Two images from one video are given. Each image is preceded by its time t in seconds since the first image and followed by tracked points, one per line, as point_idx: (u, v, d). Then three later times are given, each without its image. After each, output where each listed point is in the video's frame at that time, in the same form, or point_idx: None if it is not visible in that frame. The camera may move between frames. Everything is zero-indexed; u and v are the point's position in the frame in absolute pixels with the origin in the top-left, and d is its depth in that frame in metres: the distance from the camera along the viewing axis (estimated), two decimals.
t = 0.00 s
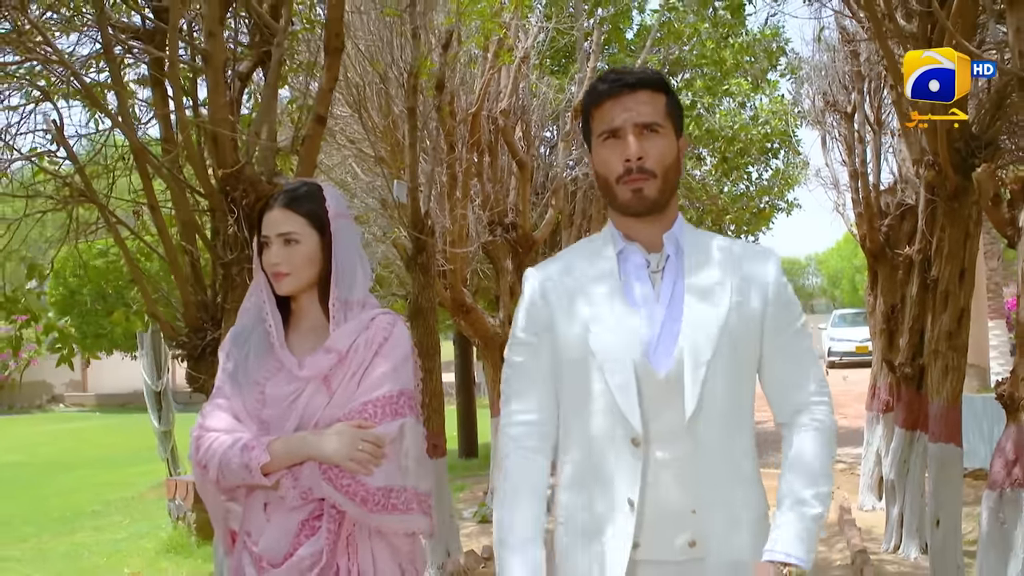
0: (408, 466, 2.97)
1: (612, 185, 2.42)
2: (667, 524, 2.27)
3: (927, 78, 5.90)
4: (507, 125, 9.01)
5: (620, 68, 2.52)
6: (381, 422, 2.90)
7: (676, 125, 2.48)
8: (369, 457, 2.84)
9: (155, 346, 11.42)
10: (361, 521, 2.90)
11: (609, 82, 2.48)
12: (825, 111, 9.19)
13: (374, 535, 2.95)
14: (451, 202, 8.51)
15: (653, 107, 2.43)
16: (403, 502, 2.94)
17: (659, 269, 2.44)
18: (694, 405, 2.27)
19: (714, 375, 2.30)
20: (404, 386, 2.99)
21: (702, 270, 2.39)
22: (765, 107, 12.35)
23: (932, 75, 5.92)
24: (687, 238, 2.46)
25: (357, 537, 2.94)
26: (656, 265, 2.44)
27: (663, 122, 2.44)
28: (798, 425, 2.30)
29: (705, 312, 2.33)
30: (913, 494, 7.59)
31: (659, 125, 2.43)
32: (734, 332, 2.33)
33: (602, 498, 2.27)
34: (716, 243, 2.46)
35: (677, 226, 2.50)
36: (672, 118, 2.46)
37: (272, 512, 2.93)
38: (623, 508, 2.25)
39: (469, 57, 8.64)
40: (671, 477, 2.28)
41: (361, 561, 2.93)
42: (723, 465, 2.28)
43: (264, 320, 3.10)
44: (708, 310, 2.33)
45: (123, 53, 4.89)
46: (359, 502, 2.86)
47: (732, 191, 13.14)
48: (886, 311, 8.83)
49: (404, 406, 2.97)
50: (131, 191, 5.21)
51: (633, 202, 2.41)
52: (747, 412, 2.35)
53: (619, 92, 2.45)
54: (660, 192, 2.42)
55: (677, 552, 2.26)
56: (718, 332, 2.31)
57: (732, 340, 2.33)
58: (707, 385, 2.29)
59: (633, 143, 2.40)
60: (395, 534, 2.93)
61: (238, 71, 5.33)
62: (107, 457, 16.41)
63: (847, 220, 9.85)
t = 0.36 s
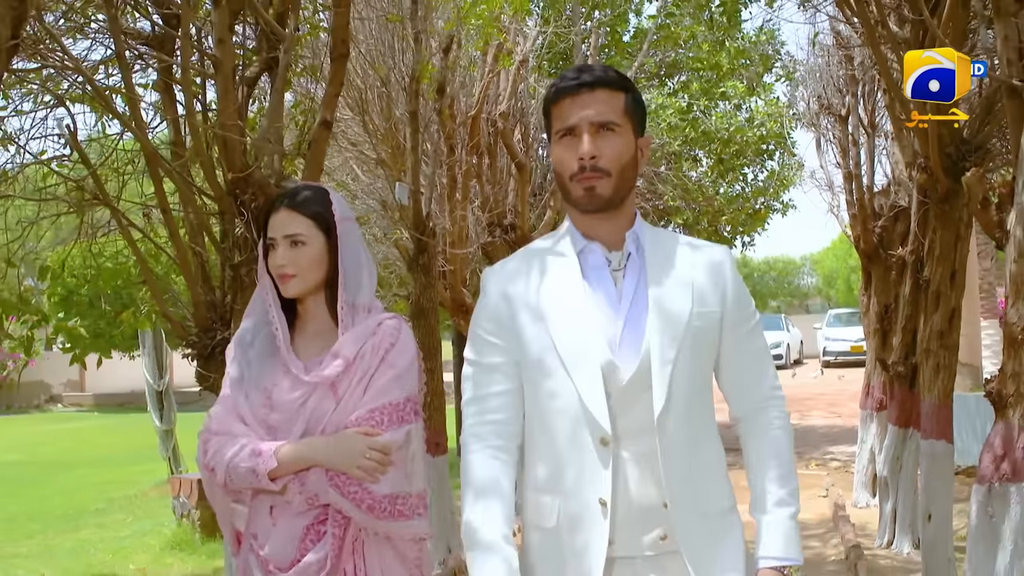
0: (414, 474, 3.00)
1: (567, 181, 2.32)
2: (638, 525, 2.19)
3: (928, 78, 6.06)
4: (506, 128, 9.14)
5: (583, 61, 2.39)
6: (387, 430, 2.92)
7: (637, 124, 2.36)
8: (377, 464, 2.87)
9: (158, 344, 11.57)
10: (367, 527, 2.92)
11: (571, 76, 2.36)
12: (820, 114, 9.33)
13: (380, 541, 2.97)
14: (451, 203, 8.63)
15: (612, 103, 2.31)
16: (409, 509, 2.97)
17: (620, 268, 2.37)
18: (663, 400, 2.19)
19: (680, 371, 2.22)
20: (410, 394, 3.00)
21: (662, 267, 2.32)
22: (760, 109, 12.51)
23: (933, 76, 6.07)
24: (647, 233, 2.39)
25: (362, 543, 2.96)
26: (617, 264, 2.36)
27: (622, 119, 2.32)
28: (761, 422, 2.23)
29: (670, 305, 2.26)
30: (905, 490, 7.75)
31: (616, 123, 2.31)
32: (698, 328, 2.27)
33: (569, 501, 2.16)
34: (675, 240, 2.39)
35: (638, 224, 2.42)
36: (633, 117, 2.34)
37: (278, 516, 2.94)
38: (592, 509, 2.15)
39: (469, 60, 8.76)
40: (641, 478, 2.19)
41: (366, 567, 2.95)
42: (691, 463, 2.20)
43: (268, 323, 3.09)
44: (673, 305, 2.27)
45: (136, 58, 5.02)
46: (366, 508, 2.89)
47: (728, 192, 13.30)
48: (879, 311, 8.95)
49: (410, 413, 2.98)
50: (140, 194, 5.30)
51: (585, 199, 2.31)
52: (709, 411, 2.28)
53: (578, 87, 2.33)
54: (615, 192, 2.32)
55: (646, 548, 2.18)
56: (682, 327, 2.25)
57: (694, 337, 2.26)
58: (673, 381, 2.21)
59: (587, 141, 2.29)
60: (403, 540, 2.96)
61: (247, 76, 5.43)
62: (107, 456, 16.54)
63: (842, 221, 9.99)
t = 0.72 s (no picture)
0: (429, 473, 3.01)
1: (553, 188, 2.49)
2: (637, 529, 2.37)
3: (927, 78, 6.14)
4: (499, 135, 9.26)
5: (582, 72, 2.57)
6: (403, 428, 2.92)
7: (630, 132, 2.50)
8: (393, 464, 2.87)
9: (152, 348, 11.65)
10: (381, 527, 2.92)
11: (567, 88, 2.53)
12: (808, 122, 9.50)
13: (396, 542, 2.98)
14: (445, 208, 8.74)
15: (599, 113, 2.48)
16: (426, 510, 2.98)
17: (620, 279, 2.52)
18: (662, 414, 2.34)
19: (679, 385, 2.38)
20: (425, 392, 3.00)
21: (663, 279, 2.47)
22: (749, 116, 12.66)
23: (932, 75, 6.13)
24: (650, 244, 2.54)
25: (376, 543, 2.95)
26: (616, 275, 2.52)
27: (609, 128, 2.47)
28: (765, 423, 2.42)
29: (668, 320, 2.41)
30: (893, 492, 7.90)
31: (603, 132, 2.47)
32: (697, 340, 2.41)
33: (570, 509, 2.37)
34: (677, 247, 2.54)
35: (640, 232, 2.58)
36: (624, 124, 2.49)
37: (289, 520, 2.92)
38: (591, 516, 2.34)
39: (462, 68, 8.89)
40: (641, 485, 2.37)
41: (382, 568, 2.94)
42: (690, 471, 2.37)
43: (276, 323, 3.09)
44: (672, 319, 2.41)
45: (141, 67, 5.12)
46: (381, 509, 2.89)
47: (717, 198, 13.45)
48: (867, 317, 9.10)
49: (425, 412, 2.99)
50: (144, 200, 5.41)
51: (572, 207, 2.49)
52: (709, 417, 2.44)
53: (571, 100, 2.52)
54: (599, 201, 2.48)
55: (645, 554, 2.37)
56: (681, 341, 2.40)
57: (693, 349, 2.41)
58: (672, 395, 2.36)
59: (572, 151, 2.46)
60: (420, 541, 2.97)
61: (247, 84, 5.56)
62: (100, 460, 16.62)
63: (829, 227, 10.14)
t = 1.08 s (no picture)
0: (438, 473, 2.90)
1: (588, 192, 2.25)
2: (649, 545, 2.10)
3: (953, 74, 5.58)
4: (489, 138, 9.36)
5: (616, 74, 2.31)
6: (412, 430, 2.81)
7: (671, 132, 2.24)
8: (403, 464, 2.76)
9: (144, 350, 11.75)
10: (390, 529, 2.82)
11: (605, 86, 2.29)
12: (794, 126, 9.65)
13: (405, 543, 2.87)
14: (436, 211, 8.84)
15: (637, 112, 2.23)
16: (435, 510, 2.87)
17: (652, 280, 2.24)
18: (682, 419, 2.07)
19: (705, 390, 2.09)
20: (433, 392, 2.89)
21: (697, 279, 2.18)
22: (735, 120, 12.80)
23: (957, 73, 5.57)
24: (688, 244, 2.24)
25: (385, 544, 2.85)
26: (647, 275, 2.24)
27: (646, 129, 2.22)
28: (801, 448, 2.10)
29: (696, 320, 2.13)
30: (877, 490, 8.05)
31: (638, 135, 2.21)
32: (730, 347, 2.12)
33: (581, 515, 2.09)
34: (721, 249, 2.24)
35: (680, 234, 2.27)
36: (665, 125, 2.23)
37: (295, 521, 2.81)
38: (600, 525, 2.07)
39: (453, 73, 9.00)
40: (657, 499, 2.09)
41: (391, 569, 2.84)
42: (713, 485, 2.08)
43: (282, 324, 2.96)
44: (701, 321, 2.13)
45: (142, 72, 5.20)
46: (391, 509, 2.79)
47: (703, 200, 13.62)
48: (853, 317, 9.23)
49: (433, 412, 2.87)
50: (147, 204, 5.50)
51: (605, 209, 2.24)
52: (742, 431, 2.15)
53: (607, 99, 2.26)
54: (632, 205, 2.22)
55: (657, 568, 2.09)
56: (711, 345, 2.11)
57: (727, 355, 2.12)
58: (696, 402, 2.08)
59: (606, 153, 2.21)
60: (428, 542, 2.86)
61: (247, 91, 5.66)
62: (92, 461, 16.76)
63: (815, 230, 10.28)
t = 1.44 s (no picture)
0: (411, 477, 2.77)
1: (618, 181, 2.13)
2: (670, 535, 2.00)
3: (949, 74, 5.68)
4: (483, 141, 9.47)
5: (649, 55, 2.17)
6: (384, 431, 2.67)
7: (704, 117, 2.11)
8: (376, 468, 2.62)
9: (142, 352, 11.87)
10: (364, 534, 2.69)
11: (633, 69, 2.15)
12: (784, 129, 9.79)
13: (378, 549, 2.74)
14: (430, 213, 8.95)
15: (668, 98, 2.10)
16: (406, 515, 2.73)
17: (679, 268, 2.14)
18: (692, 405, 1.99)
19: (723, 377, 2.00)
20: (405, 395, 2.76)
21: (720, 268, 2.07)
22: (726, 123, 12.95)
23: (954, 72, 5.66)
24: (719, 234, 2.12)
25: (360, 550, 2.72)
26: (674, 262, 2.15)
27: (680, 114, 2.09)
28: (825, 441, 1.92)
29: (717, 308, 2.03)
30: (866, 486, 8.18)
31: (672, 119, 2.09)
32: (750, 337, 2.01)
33: (599, 503, 2.05)
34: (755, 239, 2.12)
35: (714, 218, 2.16)
36: (697, 109, 2.11)
37: (267, 528, 2.65)
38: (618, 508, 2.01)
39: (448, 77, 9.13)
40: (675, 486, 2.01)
41: None
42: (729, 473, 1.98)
43: (253, 325, 2.83)
44: (719, 309, 2.03)
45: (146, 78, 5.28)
46: (365, 515, 2.65)
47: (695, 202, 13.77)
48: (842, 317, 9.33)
49: (404, 415, 2.74)
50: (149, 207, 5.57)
51: (638, 198, 2.13)
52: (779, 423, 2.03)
53: (637, 83, 2.13)
54: (666, 192, 2.10)
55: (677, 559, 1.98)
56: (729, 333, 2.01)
57: (746, 344, 2.01)
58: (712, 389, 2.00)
59: (638, 140, 2.09)
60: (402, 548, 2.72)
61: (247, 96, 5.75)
62: (92, 461, 16.94)
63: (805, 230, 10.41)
